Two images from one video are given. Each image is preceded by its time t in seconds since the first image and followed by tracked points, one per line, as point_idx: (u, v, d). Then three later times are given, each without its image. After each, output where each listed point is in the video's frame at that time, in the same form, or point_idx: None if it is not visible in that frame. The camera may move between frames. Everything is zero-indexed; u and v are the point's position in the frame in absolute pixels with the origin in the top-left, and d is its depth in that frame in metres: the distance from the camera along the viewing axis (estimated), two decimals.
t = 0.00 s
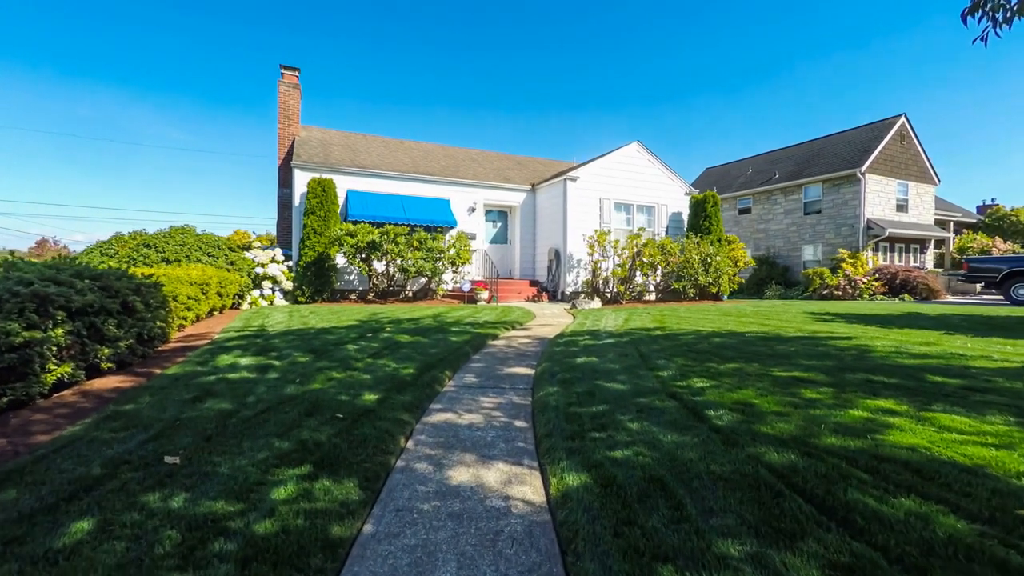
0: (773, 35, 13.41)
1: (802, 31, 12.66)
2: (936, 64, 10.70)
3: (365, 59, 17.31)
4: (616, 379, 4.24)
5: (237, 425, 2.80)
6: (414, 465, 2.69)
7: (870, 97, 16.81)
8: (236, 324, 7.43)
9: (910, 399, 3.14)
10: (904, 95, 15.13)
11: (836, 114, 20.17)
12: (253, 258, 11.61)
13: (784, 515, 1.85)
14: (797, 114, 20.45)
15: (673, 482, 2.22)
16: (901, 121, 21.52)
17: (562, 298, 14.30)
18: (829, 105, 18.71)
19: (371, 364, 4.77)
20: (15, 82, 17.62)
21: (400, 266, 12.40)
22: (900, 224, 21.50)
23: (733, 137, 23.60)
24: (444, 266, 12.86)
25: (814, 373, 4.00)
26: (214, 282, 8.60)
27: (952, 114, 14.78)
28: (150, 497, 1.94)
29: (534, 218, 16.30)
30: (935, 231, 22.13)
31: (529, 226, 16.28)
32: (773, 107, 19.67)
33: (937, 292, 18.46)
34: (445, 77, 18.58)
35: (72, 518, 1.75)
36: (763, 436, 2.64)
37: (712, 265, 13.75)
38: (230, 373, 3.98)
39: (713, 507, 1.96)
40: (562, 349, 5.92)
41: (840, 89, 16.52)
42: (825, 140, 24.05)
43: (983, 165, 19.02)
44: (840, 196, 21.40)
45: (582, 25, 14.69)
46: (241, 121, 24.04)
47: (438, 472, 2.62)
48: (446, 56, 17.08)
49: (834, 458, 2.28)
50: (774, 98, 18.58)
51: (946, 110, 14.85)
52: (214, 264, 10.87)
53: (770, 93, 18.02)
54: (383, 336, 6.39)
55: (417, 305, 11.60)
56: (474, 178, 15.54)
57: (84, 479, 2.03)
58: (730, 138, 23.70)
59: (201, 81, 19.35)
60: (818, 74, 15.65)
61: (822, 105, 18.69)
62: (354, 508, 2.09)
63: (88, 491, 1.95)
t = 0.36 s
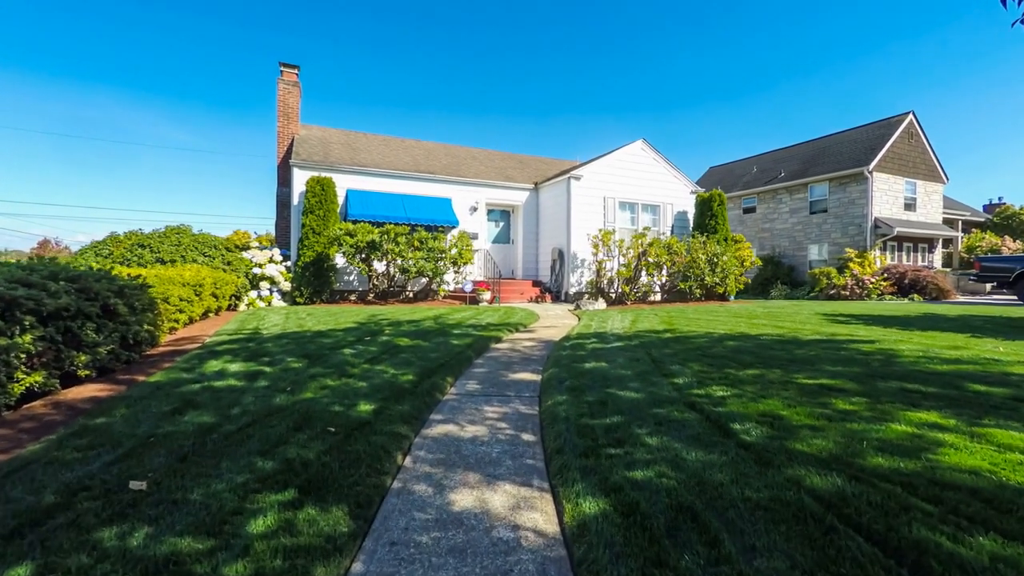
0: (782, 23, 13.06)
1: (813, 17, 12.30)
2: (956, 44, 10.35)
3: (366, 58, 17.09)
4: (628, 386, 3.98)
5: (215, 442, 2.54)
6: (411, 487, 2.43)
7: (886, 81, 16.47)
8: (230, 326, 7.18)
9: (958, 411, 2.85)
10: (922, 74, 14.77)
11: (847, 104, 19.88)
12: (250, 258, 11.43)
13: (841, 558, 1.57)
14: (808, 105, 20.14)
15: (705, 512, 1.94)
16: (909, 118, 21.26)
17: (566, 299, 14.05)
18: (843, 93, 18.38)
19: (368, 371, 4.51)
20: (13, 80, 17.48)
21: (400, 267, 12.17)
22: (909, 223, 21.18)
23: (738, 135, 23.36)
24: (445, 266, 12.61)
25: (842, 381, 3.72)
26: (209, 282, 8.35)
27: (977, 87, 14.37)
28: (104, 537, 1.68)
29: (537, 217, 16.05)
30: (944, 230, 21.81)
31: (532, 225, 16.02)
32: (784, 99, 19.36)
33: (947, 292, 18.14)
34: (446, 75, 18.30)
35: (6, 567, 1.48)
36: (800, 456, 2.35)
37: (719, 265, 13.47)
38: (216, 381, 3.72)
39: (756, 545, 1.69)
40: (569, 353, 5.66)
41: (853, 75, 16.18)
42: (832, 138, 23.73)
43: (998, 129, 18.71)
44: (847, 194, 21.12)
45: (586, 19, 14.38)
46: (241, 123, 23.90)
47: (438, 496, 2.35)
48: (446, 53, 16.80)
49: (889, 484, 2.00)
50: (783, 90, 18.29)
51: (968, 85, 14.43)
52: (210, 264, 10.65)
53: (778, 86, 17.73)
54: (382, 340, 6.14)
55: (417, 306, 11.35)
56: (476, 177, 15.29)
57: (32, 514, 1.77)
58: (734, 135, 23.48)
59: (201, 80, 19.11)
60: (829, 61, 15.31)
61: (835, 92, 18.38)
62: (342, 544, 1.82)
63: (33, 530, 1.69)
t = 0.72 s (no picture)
0: (787, 20, 12.75)
1: (818, 14, 12.00)
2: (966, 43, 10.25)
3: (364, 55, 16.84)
4: (639, 394, 3.74)
5: (190, 460, 2.29)
6: (407, 510, 2.18)
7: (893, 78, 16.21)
8: (222, 328, 6.95)
9: (1007, 424, 2.61)
10: (929, 66, 14.52)
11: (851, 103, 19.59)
12: (246, 258, 11.20)
13: None
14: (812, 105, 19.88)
15: (741, 546, 1.71)
16: (915, 116, 21.02)
17: (568, 299, 13.81)
18: (847, 92, 18.16)
19: (363, 377, 4.26)
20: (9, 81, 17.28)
21: (399, 267, 11.94)
22: (914, 221, 20.96)
23: (741, 133, 23.09)
24: (445, 266, 12.40)
25: (869, 389, 3.49)
26: (202, 282, 8.12)
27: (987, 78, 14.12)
28: None
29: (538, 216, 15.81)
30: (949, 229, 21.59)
31: (533, 224, 15.78)
32: (788, 101, 19.08)
33: (954, 292, 17.90)
34: (446, 76, 18.03)
35: None
36: (839, 476, 2.12)
37: (724, 265, 13.22)
38: (200, 388, 3.47)
39: None
40: (574, 357, 5.42)
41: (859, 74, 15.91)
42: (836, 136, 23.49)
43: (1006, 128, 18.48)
44: (852, 193, 20.89)
45: (586, 19, 14.08)
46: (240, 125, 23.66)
47: (437, 521, 2.11)
48: (445, 54, 16.52)
49: (950, 513, 1.76)
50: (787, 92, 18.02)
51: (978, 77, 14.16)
52: (204, 264, 10.43)
53: (783, 87, 17.45)
54: (378, 342, 5.89)
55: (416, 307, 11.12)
56: (476, 175, 15.06)
57: None
58: (737, 134, 23.22)
59: (199, 80, 18.83)
60: (834, 59, 15.01)
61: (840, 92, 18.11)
62: None
63: None
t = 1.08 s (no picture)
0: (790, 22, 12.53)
1: (825, 15, 11.69)
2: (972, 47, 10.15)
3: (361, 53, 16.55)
4: (650, 404, 3.48)
5: (149, 485, 2.01)
6: (397, 543, 1.91)
7: (897, 78, 15.91)
8: (209, 330, 6.68)
9: None
10: (936, 67, 14.24)
11: (854, 102, 19.23)
12: (238, 258, 10.92)
13: None
14: (813, 106, 19.65)
15: None
16: (916, 115, 20.82)
17: (568, 300, 13.55)
18: (850, 92, 17.86)
19: (354, 383, 3.98)
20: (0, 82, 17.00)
21: (395, 267, 11.67)
22: (916, 220, 20.79)
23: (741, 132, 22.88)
24: (442, 266, 12.14)
25: (899, 397, 3.23)
26: (190, 282, 7.84)
27: (997, 79, 13.77)
28: None
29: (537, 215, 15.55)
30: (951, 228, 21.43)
31: (532, 223, 15.53)
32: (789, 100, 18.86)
33: (958, 292, 17.71)
34: (443, 77, 17.73)
35: None
36: (891, 504, 1.85)
37: (727, 265, 12.96)
38: (174, 398, 3.19)
39: None
40: (578, 360, 5.16)
41: (864, 75, 15.64)
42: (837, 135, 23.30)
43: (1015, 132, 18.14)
44: (854, 192, 20.69)
45: (585, 21, 13.77)
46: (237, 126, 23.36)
47: (432, 557, 1.83)
48: (442, 55, 16.23)
49: None
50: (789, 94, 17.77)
51: (987, 77, 13.81)
52: (194, 264, 10.15)
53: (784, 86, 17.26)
54: (372, 346, 5.62)
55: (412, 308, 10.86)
56: (474, 174, 14.79)
57: None
58: (738, 132, 23.01)
59: (193, 82, 18.50)
60: (840, 60, 14.72)
61: (843, 92, 17.82)
62: None
63: None
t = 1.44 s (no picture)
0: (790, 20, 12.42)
1: (829, 11, 11.50)
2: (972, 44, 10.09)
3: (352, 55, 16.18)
4: (660, 413, 3.23)
5: (92, 518, 1.73)
6: None
7: (898, 75, 15.79)
8: (192, 333, 6.39)
9: None
10: (937, 64, 14.11)
11: (854, 98, 19.07)
12: (227, 258, 10.64)
13: None
14: (813, 103, 19.50)
15: None
16: (915, 113, 20.70)
17: (566, 300, 13.30)
18: (851, 89, 17.71)
19: (340, 391, 3.70)
20: None
21: (389, 266, 11.39)
22: (914, 220, 20.69)
23: (739, 131, 22.73)
24: (437, 265, 11.86)
25: (932, 405, 2.99)
26: (173, 280, 7.53)
27: (998, 77, 13.65)
28: None
29: (535, 214, 15.31)
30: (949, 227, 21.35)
31: (530, 222, 15.27)
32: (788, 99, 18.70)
33: (958, 292, 17.59)
34: (439, 75, 17.44)
35: None
36: (958, 540, 1.59)
37: (727, 264, 12.74)
38: (139, 409, 2.90)
39: None
40: (580, 364, 4.91)
41: (866, 71, 15.50)
42: (835, 134, 23.16)
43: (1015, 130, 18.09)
44: (852, 191, 20.56)
45: (584, 17, 13.54)
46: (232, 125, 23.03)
47: None
48: (438, 52, 15.94)
49: None
50: (789, 90, 17.64)
51: (989, 75, 13.67)
52: (181, 264, 9.83)
53: (783, 85, 17.14)
54: (362, 349, 5.34)
55: (407, 309, 10.58)
56: (469, 171, 14.52)
57: None
58: (736, 131, 22.86)
59: (185, 80, 18.10)
60: (841, 58, 14.57)
61: (844, 89, 17.67)
62: None
63: None
